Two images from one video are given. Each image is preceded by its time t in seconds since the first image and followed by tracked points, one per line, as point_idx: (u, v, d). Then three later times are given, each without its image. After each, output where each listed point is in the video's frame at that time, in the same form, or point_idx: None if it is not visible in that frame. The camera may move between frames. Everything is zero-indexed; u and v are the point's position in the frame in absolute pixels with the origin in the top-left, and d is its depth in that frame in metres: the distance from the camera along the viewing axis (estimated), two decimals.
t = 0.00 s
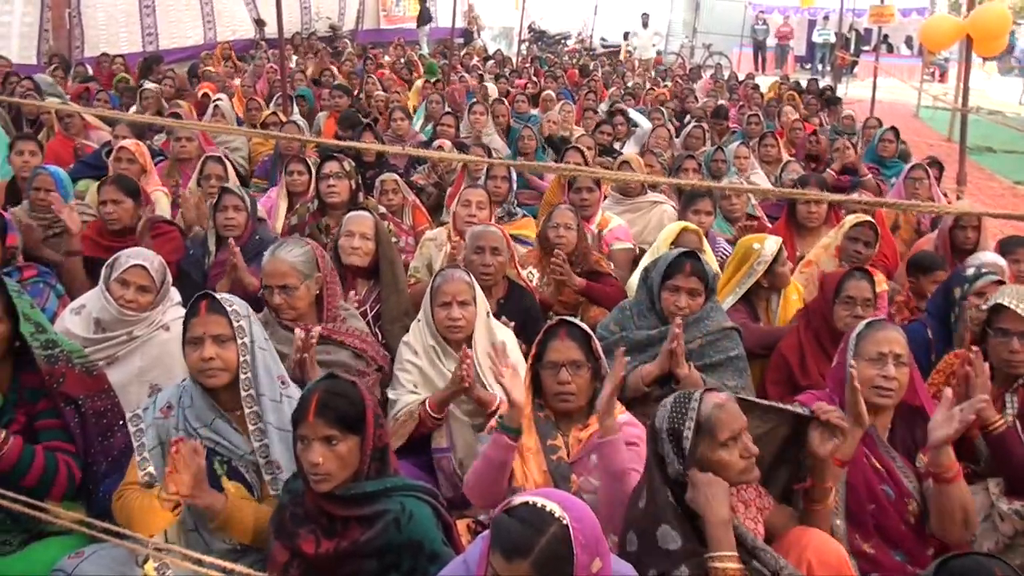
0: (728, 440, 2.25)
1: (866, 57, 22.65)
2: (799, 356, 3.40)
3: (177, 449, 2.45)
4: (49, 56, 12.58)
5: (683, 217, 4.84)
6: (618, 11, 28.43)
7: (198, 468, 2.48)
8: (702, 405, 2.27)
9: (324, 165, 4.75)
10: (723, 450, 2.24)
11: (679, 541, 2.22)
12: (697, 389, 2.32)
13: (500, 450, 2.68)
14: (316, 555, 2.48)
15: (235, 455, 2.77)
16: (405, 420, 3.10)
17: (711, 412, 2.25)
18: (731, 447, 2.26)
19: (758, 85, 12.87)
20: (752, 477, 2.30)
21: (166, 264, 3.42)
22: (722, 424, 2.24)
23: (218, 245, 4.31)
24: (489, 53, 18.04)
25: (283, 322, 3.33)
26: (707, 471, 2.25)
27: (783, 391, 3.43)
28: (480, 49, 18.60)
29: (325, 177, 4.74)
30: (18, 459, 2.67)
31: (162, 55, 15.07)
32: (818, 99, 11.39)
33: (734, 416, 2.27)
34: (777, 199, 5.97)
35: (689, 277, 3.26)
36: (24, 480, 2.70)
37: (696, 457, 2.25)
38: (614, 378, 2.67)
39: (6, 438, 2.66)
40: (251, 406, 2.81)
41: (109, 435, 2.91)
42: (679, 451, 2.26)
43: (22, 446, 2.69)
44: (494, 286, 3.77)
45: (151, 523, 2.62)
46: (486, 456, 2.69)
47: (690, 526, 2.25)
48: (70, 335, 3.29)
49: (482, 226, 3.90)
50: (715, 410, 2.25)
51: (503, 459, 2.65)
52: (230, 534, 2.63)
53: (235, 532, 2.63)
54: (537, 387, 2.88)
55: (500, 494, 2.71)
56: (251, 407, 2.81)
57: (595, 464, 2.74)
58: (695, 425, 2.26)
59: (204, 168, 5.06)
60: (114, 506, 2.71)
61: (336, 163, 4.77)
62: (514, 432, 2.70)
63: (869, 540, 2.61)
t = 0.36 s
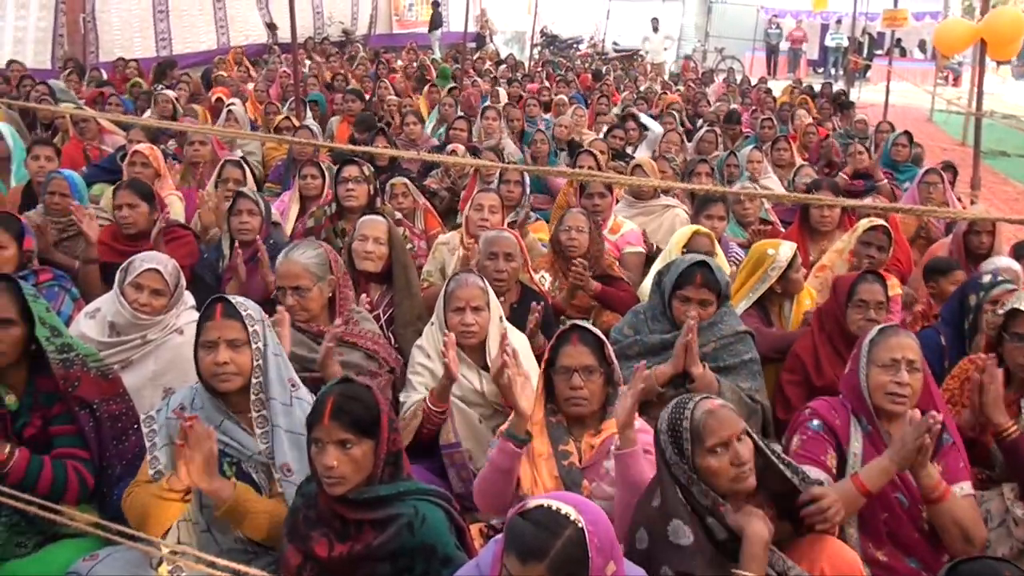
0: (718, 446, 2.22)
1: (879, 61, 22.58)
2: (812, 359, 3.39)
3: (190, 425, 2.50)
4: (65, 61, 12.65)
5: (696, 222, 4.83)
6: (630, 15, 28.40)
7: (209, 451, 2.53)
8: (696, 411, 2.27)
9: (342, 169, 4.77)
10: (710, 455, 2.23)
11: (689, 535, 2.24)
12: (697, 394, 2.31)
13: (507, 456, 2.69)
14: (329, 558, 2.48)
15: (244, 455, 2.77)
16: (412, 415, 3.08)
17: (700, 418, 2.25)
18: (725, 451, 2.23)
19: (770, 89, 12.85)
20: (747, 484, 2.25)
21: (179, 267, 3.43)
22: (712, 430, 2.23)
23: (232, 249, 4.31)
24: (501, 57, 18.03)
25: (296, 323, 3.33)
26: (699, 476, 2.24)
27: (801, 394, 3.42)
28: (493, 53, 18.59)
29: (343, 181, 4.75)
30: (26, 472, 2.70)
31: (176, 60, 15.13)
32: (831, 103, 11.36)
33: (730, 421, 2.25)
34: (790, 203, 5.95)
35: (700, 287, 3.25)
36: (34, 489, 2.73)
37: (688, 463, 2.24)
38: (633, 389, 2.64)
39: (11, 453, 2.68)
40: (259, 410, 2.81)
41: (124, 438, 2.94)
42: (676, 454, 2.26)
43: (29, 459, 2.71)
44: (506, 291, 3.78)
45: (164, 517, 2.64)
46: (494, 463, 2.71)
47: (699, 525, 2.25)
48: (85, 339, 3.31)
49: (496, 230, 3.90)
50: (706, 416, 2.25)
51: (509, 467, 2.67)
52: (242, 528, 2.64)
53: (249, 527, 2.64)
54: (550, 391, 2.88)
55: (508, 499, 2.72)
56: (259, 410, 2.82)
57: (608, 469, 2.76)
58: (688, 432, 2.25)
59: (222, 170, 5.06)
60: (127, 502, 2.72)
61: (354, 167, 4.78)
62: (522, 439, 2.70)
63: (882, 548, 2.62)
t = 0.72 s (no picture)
0: (723, 443, 2.25)
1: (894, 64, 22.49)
2: (829, 363, 3.37)
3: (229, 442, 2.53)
4: (83, 64, 12.73)
5: (711, 226, 4.82)
6: (644, 19, 28.35)
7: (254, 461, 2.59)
8: (703, 409, 2.30)
9: (358, 172, 4.77)
10: (715, 453, 2.25)
11: (709, 527, 2.26)
12: (707, 394, 2.35)
13: (539, 488, 2.61)
14: (345, 559, 2.49)
15: (266, 457, 2.80)
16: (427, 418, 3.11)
17: (706, 416, 2.28)
18: (730, 449, 2.25)
19: (785, 92, 12.81)
20: (758, 483, 2.25)
21: (195, 270, 3.48)
22: (716, 428, 2.26)
23: (248, 251, 4.31)
24: (515, 60, 18.03)
25: (313, 324, 3.34)
26: (711, 476, 2.27)
27: (818, 397, 3.40)
28: (507, 56, 18.60)
29: (359, 184, 4.76)
30: (48, 462, 2.70)
31: (192, 62, 15.19)
32: (846, 106, 11.31)
33: (738, 418, 2.27)
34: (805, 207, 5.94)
35: (716, 289, 3.27)
36: (53, 481, 2.73)
37: (698, 462, 2.28)
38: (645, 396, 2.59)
39: (36, 439, 2.67)
40: (282, 412, 2.84)
41: (140, 439, 2.95)
42: (688, 456, 2.31)
43: (51, 450, 2.70)
44: (521, 294, 3.78)
45: (180, 520, 2.60)
46: (524, 487, 2.64)
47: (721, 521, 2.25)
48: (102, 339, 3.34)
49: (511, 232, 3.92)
50: (712, 414, 2.28)
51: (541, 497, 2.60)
52: (261, 527, 2.66)
53: (269, 529, 2.66)
54: (565, 394, 2.89)
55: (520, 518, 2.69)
56: (284, 413, 2.85)
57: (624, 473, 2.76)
58: (695, 432, 2.29)
59: (239, 172, 5.07)
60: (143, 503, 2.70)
61: (370, 170, 4.79)
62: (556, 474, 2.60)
63: (899, 554, 2.59)
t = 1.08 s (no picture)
0: (754, 439, 2.30)
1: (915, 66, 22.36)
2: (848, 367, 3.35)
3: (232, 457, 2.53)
4: (105, 66, 12.84)
5: (730, 228, 4.81)
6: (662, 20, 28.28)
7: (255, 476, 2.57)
8: (739, 404, 2.35)
9: (374, 173, 4.79)
10: (746, 446, 2.30)
11: (728, 507, 2.25)
12: (745, 390, 2.39)
13: (557, 472, 2.73)
14: (364, 561, 2.49)
15: (287, 457, 2.80)
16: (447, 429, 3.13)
17: (742, 410, 2.33)
18: (760, 445, 2.29)
19: (805, 94, 12.76)
20: (782, 483, 2.29)
21: (216, 270, 3.47)
22: (749, 422, 2.31)
23: (268, 252, 4.33)
24: (534, 62, 18.03)
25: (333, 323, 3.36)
26: (737, 469, 2.30)
27: (837, 400, 3.38)
28: (526, 57, 18.61)
29: (374, 185, 4.77)
30: (69, 465, 2.73)
31: (212, 64, 15.26)
32: (867, 109, 11.25)
33: (772, 416, 2.31)
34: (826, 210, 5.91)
35: (731, 289, 3.26)
36: (75, 484, 2.75)
37: (726, 453, 2.32)
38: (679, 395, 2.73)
39: (57, 443, 2.70)
40: (304, 418, 2.87)
41: (161, 439, 2.97)
42: (718, 447, 2.34)
43: (73, 452, 2.73)
44: (539, 296, 3.79)
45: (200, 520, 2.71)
46: (543, 476, 2.75)
47: (744, 511, 2.26)
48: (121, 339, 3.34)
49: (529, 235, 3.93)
50: (748, 408, 2.33)
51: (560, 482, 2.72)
52: (279, 536, 2.67)
53: (285, 534, 2.67)
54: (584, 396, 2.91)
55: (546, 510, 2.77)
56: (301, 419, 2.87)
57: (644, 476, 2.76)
58: (728, 423, 2.34)
59: (257, 173, 5.09)
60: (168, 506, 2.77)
61: (386, 171, 4.81)
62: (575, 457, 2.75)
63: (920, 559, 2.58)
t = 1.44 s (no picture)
0: (780, 440, 2.29)
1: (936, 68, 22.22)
2: (868, 370, 3.34)
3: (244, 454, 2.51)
4: (126, 67, 12.90)
5: (749, 230, 4.79)
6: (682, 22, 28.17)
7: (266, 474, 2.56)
8: (771, 404, 2.35)
9: (390, 174, 4.79)
10: (770, 444, 2.30)
11: (736, 494, 2.30)
12: (784, 392, 2.38)
13: (564, 465, 2.64)
14: (382, 562, 2.49)
15: (305, 456, 2.81)
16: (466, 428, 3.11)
17: (774, 410, 2.32)
18: (786, 447, 2.28)
19: (824, 95, 12.69)
20: (798, 485, 2.27)
21: (234, 271, 3.51)
22: (779, 424, 2.30)
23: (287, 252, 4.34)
24: (553, 63, 18.01)
25: (356, 316, 3.38)
26: (757, 464, 2.32)
27: (857, 403, 3.37)
28: (545, 59, 18.60)
29: (390, 186, 4.77)
30: (77, 466, 2.74)
31: (233, 65, 15.33)
32: (887, 111, 11.19)
33: (802, 423, 2.29)
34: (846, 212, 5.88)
35: (741, 285, 3.24)
36: (88, 483, 2.77)
37: (750, 447, 2.34)
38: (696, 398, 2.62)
39: (63, 446, 2.72)
40: (321, 419, 2.88)
41: (179, 438, 2.98)
42: (744, 439, 2.36)
43: (81, 453, 2.75)
44: (557, 299, 3.78)
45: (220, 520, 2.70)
46: (549, 469, 2.67)
47: (756, 503, 2.29)
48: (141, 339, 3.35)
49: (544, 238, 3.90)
50: (782, 410, 2.31)
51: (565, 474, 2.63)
52: (296, 535, 2.67)
53: (302, 534, 2.67)
54: (602, 399, 2.91)
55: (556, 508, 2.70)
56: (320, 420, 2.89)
57: (661, 477, 2.76)
58: (759, 419, 2.35)
59: (275, 174, 5.10)
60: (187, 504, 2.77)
61: (401, 172, 4.81)
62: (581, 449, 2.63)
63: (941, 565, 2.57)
